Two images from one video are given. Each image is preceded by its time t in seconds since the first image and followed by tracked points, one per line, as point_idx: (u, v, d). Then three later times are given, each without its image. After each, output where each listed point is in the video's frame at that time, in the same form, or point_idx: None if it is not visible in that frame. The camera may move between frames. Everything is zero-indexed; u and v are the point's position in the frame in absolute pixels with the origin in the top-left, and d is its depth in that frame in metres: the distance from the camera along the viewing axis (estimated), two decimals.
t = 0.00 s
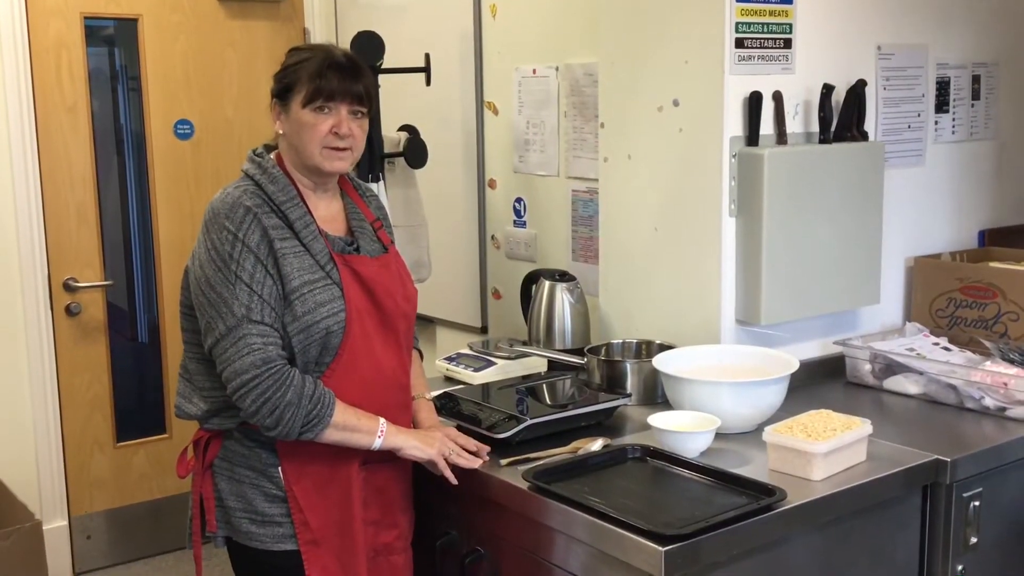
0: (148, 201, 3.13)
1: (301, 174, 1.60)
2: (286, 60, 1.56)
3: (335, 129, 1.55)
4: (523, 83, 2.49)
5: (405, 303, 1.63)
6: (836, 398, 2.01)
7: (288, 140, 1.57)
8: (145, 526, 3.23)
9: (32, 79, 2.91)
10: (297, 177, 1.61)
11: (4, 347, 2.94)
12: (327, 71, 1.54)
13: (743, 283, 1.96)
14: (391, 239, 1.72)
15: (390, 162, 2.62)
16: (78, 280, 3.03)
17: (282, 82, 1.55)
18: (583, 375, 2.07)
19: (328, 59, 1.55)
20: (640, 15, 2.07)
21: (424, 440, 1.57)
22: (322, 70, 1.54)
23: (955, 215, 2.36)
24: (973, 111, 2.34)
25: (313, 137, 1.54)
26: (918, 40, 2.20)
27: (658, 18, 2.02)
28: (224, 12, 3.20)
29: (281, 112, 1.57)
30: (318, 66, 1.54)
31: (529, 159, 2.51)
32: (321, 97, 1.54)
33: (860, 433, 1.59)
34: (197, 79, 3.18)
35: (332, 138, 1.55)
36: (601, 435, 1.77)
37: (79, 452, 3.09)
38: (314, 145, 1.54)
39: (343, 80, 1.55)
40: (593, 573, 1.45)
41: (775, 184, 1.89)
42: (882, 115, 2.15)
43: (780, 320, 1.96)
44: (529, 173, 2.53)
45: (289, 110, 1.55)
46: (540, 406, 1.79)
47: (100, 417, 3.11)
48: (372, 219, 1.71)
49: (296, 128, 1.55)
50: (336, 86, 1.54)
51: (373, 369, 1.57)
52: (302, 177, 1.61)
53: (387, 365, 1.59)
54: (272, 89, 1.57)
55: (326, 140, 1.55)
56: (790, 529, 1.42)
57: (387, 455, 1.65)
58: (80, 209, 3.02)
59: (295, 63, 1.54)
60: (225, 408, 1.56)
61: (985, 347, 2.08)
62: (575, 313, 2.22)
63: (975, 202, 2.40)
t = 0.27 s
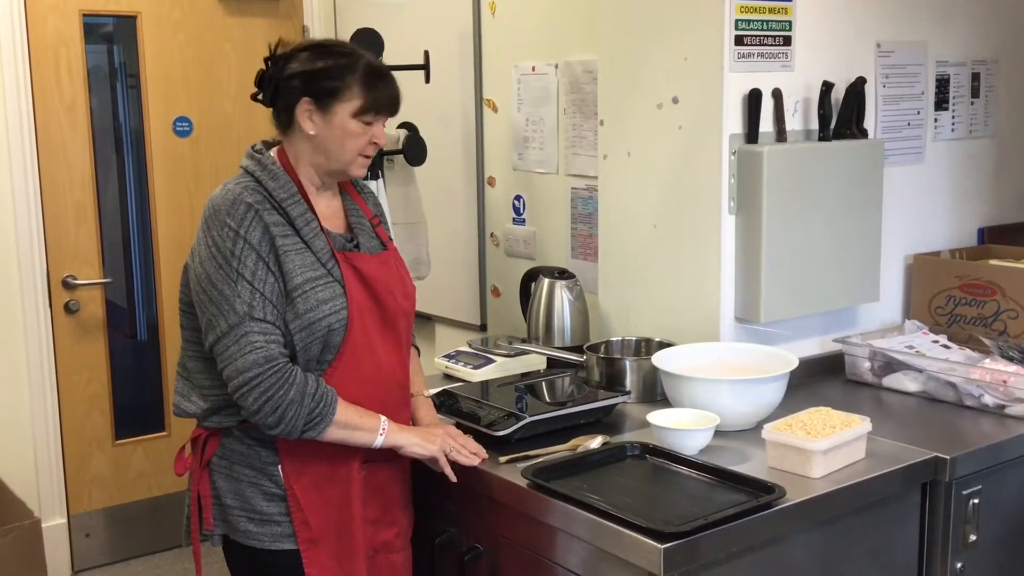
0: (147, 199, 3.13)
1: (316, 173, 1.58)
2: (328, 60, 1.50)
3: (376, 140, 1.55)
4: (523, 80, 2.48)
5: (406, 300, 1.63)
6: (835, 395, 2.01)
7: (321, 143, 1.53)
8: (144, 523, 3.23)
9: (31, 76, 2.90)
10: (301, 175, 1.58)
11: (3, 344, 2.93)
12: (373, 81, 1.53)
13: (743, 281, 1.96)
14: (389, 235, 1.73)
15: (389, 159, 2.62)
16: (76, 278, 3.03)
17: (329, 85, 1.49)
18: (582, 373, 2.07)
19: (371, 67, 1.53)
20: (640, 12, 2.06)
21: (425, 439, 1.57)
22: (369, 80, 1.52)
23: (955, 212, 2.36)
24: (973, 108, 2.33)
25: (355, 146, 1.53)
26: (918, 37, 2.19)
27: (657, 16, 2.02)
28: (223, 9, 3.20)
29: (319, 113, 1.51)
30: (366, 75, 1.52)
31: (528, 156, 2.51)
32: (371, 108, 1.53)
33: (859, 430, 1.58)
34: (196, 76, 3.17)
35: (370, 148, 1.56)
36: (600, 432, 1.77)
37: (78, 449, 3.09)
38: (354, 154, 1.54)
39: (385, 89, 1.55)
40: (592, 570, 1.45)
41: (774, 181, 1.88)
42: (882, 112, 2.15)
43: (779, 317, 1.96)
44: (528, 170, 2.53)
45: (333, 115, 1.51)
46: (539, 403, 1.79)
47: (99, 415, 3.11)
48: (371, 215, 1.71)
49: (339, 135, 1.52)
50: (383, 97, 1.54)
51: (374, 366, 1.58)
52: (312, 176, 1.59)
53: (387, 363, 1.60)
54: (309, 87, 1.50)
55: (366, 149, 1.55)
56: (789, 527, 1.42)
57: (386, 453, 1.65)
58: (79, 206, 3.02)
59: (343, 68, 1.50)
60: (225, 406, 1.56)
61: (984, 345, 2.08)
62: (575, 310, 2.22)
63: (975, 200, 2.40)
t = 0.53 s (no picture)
0: (145, 198, 3.13)
1: (326, 172, 1.58)
2: (355, 64, 1.50)
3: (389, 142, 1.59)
4: (522, 80, 2.48)
5: (406, 296, 1.63)
6: (834, 395, 2.01)
7: (343, 145, 1.54)
8: (143, 522, 3.23)
9: (29, 76, 2.90)
10: (308, 173, 1.57)
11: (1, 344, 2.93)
12: (392, 85, 1.56)
13: (742, 280, 1.96)
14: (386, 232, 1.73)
15: (387, 159, 2.62)
16: (75, 277, 3.03)
17: (358, 90, 1.50)
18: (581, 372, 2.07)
19: (389, 72, 1.56)
20: (638, 12, 2.06)
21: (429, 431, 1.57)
22: (390, 85, 1.55)
23: (953, 212, 2.36)
24: (971, 109, 2.33)
25: (373, 149, 1.56)
26: (916, 37, 2.19)
27: (656, 16, 2.02)
28: (222, 8, 3.19)
29: (345, 116, 1.51)
30: (386, 80, 1.55)
31: (527, 156, 2.51)
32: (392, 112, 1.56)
33: (858, 430, 1.58)
34: (195, 76, 3.17)
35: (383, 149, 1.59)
36: (599, 432, 1.77)
37: (76, 449, 3.09)
38: (368, 155, 1.57)
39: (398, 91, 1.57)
40: (590, 570, 1.45)
41: (773, 181, 1.88)
42: (880, 112, 2.15)
43: (778, 317, 1.96)
44: (527, 170, 2.53)
45: (360, 119, 1.52)
46: (537, 403, 1.79)
47: (98, 414, 3.11)
48: (367, 212, 1.71)
49: (364, 139, 1.54)
50: (400, 101, 1.57)
51: (380, 363, 1.58)
52: (321, 175, 1.58)
53: (390, 360, 1.61)
54: (336, 90, 1.49)
55: (379, 150, 1.58)
56: (788, 527, 1.42)
57: (390, 451, 1.66)
58: (77, 205, 3.01)
59: (370, 73, 1.51)
60: (230, 406, 1.55)
61: (983, 345, 2.08)
62: (573, 310, 2.22)
63: (973, 200, 2.40)
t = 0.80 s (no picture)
0: (144, 198, 3.13)
1: (326, 171, 1.58)
2: (352, 61, 1.51)
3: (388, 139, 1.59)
4: (520, 80, 2.48)
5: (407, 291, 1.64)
6: (832, 396, 2.01)
7: (343, 143, 1.54)
8: (141, 523, 3.23)
9: (28, 75, 2.90)
10: (309, 172, 1.57)
11: None
12: (390, 83, 1.56)
13: (741, 281, 1.96)
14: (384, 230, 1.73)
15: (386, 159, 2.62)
16: (73, 277, 3.02)
17: (357, 87, 1.50)
18: (579, 373, 2.07)
19: (387, 69, 1.56)
20: (637, 12, 2.06)
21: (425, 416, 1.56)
22: (388, 82, 1.56)
23: (952, 213, 2.36)
24: (970, 110, 2.33)
25: (374, 147, 1.57)
26: (915, 38, 2.19)
27: (655, 16, 2.02)
28: (221, 8, 3.19)
29: (344, 113, 1.52)
30: (384, 77, 1.55)
31: (525, 157, 2.51)
32: (390, 109, 1.56)
33: (856, 431, 1.58)
34: (193, 76, 3.17)
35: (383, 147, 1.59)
36: (597, 433, 1.77)
37: (74, 449, 3.08)
38: (368, 152, 1.57)
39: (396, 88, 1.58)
40: (589, 570, 1.45)
41: (771, 182, 1.88)
42: (879, 113, 2.15)
43: (776, 318, 1.96)
44: (526, 171, 2.52)
45: (359, 116, 1.52)
46: (536, 404, 1.79)
47: (96, 415, 3.11)
48: (363, 210, 1.71)
49: (364, 136, 1.54)
50: (398, 98, 1.58)
51: (387, 360, 1.59)
52: (322, 174, 1.58)
53: (396, 358, 1.61)
54: (335, 87, 1.49)
55: (378, 147, 1.58)
56: (786, 527, 1.42)
57: (398, 448, 1.67)
58: (76, 205, 3.01)
59: (368, 70, 1.52)
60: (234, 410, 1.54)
61: (981, 346, 2.08)
62: (572, 310, 2.22)
63: (972, 201, 2.40)
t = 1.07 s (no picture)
0: (143, 199, 3.13)
1: (324, 172, 1.58)
2: (345, 61, 1.50)
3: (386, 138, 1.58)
4: (520, 81, 2.48)
5: (408, 290, 1.64)
6: (831, 397, 2.01)
7: (338, 143, 1.54)
8: (140, 523, 3.23)
9: (27, 76, 2.90)
10: (308, 173, 1.57)
11: None
12: (387, 82, 1.55)
13: (739, 282, 1.96)
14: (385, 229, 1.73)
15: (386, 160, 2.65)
16: (72, 278, 3.02)
17: (349, 87, 1.50)
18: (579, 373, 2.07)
19: (383, 68, 1.55)
20: (636, 14, 2.06)
21: (416, 416, 1.55)
22: (384, 81, 1.55)
23: (951, 214, 2.36)
24: (969, 111, 2.34)
25: (371, 146, 1.56)
26: (914, 40, 2.20)
27: (654, 18, 2.02)
28: (220, 9, 3.19)
29: (338, 113, 1.51)
30: (380, 76, 1.54)
31: (525, 158, 2.51)
32: (386, 108, 1.55)
33: (855, 432, 1.59)
34: (192, 76, 3.17)
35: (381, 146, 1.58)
36: (596, 434, 1.77)
37: (73, 450, 3.08)
38: (365, 152, 1.56)
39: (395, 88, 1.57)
40: (588, 571, 1.45)
41: (770, 183, 1.88)
42: (878, 114, 2.15)
43: (775, 319, 1.96)
44: (525, 172, 2.52)
45: (352, 115, 1.52)
46: (535, 404, 1.79)
47: (95, 415, 3.10)
48: (366, 208, 1.72)
49: (358, 135, 1.53)
50: (396, 97, 1.57)
51: (388, 360, 1.59)
52: (320, 175, 1.58)
53: (398, 358, 1.61)
54: (327, 87, 1.49)
55: (376, 148, 1.57)
56: (785, 528, 1.42)
57: (404, 447, 1.67)
58: (75, 206, 3.01)
59: (361, 69, 1.51)
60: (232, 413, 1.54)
61: (980, 347, 2.08)
62: (571, 311, 2.22)
63: (970, 202, 2.40)
